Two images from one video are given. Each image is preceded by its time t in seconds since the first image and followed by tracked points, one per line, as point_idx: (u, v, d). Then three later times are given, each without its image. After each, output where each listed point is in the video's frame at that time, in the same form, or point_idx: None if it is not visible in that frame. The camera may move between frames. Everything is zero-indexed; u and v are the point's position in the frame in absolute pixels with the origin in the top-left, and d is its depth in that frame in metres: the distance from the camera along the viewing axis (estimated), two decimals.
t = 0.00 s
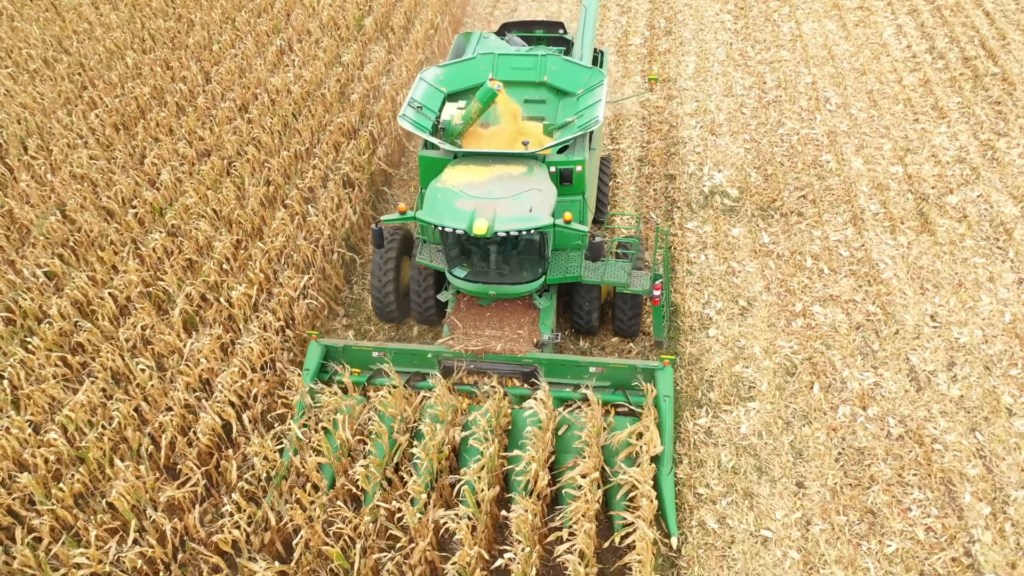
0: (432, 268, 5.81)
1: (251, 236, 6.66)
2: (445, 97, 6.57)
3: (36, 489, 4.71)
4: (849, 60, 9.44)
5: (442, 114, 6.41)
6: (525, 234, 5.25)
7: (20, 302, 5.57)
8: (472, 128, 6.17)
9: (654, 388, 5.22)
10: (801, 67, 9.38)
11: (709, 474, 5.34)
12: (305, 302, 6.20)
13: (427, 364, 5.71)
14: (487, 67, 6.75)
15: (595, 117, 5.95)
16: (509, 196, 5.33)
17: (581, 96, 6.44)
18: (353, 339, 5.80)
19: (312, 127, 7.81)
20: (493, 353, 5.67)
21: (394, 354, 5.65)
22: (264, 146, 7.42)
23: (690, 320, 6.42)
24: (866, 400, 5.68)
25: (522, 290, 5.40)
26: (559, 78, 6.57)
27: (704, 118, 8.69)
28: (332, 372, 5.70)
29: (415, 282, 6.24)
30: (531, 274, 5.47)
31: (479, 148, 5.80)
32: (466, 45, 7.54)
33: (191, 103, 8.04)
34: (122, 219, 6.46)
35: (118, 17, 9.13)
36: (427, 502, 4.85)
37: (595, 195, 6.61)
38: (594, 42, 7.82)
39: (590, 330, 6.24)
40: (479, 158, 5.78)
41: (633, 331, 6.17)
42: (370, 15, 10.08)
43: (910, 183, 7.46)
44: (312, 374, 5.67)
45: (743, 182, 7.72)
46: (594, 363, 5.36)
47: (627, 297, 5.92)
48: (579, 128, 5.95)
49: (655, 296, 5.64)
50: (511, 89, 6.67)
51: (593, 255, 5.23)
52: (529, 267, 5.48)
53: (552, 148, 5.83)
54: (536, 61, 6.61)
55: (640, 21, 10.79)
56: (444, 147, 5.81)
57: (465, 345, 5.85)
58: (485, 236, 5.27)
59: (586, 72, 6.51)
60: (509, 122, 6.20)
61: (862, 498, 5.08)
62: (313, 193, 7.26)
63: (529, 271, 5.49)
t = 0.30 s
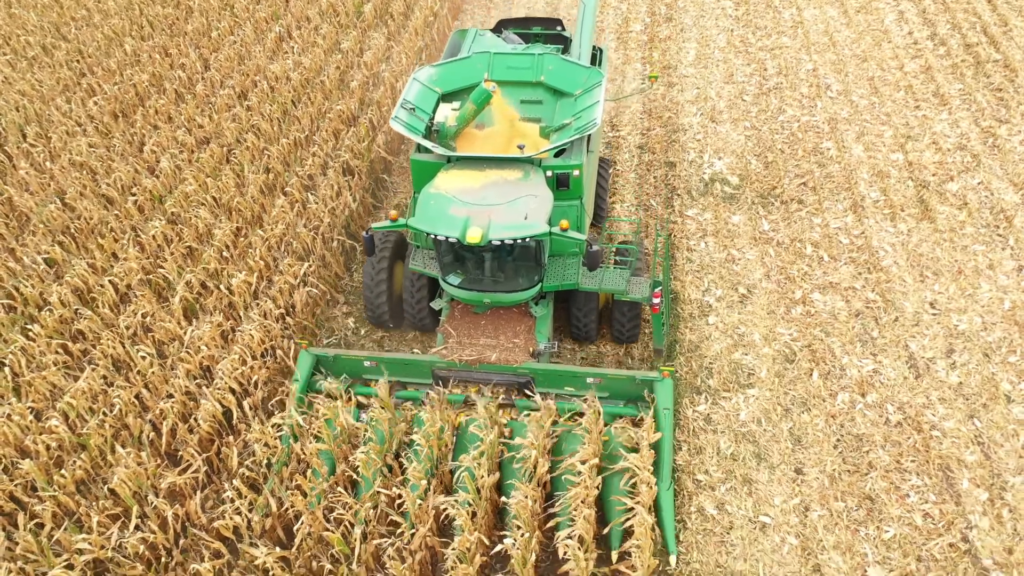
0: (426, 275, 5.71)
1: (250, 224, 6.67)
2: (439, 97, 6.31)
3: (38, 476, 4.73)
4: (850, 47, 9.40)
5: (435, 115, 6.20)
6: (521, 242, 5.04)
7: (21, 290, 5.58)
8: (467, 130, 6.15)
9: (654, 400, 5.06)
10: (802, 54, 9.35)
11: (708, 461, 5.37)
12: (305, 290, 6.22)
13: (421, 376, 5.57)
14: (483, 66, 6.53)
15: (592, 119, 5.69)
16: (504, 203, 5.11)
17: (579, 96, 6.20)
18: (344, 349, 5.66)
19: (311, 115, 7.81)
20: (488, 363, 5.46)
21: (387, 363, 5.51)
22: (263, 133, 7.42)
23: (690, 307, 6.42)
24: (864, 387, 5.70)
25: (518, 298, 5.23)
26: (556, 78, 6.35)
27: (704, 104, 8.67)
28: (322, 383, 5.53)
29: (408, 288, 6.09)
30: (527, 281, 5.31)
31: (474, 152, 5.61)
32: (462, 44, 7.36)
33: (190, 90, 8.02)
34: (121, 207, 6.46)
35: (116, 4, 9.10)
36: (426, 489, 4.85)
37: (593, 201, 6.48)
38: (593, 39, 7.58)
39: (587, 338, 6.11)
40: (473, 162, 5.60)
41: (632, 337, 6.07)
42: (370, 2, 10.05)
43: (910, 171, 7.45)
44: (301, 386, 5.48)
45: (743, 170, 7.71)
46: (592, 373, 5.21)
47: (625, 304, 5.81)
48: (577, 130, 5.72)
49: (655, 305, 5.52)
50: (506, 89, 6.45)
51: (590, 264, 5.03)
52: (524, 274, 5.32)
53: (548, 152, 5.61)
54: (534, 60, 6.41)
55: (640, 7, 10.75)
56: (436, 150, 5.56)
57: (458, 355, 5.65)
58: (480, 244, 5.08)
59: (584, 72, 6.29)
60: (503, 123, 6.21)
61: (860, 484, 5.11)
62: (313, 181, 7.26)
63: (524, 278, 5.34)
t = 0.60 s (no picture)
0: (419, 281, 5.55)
1: (250, 208, 6.67)
2: (432, 95, 6.17)
3: (39, 459, 4.75)
4: (851, 31, 9.36)
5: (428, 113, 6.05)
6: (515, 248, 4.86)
7: (21, 274, 5.59)
8: (461, 129, 5.98)
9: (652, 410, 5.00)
10: (803, 37, 9.32)
11: (707, 444, 5.39)
12: (305, 275, 6.24)
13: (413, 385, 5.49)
14: (478, 62, 6.40)
15: (590, 119, 5.56)
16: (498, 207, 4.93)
17: (576, 94, 6.05)
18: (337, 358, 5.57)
19: (310, 99, 7.81)
20: (482, 371, 5.39)
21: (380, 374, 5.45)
22: (262, 118, 7.41)
23: (689, 292, 6.43)
24: (863, 370, 5.71)
25: (513, 304, 5.09)
26: (553, 75, 6.21)
27: (705, 89, 8.64)
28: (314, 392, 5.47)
29: (401, 292, 5.97)
30: (522, 286, 5.14)
31: (466, 154, 5.42)
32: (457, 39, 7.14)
33: (188, 75, 8.00)
34: (120, 191, 6.46)
35: None
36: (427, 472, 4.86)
37: (591, 202, 6.26)
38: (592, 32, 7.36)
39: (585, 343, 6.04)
40: (466, 164, 5.40)
41: (629, 342, 5.95)
42: None
43: (911, 155, 7.44)
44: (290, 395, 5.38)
45: (743, 154, 7.69)
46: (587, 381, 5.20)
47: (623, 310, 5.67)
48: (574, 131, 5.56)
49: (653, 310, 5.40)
50: (502, 87, 6.33)
51: (588, 271, 4.86)
52: (520, 278, 5.12)
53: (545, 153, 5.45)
54: (530, 56, 6.29)
55: None
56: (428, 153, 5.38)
57: (452, 362, 5.56)
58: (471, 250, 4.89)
59: (581, 68, 6.14)
60: (498, 121, 6.01)
61: (858, 467, 5.14)
62: (313, 165, 7.26)
63: (520, 282, 5.14)
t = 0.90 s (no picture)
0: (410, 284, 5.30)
1: (249, 190, 6.67)
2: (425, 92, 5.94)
3: (42, 439, 4.77)
4: (853, 12, 9.33)
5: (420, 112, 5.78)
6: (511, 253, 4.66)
7: (21, 256, 5.60)
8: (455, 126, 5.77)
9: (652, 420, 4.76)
10: (805, 19, 9.29)
11: (706, 424, 5.42)
12: (305, 256, 6.28)
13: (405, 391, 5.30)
14: (472, 58, 6.13)
15: (587, 116, 5.35)
16: (492, 211, 4.71)
17: (573, 90, 5.80)
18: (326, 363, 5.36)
19: (309, 80, 7.81)
20: (476, 379, 5.25)
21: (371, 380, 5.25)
22: (261, 99, 7.40)
23: (689, 274, 6.44)
24: (862, 352, 5.73)
25: (509, 309, 4.92)
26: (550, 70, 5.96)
27: (705, 70, 8.62)
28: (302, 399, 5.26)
29: (394, 294, 5.80)
30: (518, 290, 4.96)
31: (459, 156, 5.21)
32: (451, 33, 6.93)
33: (186, 56, 7.98)
34: (120, 173, 6.46)
35: None
36: (429, 450, 4.90)
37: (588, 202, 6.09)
38: (589, 25, 7.07)
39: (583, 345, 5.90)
40: (459, 164, 5.19)
41: (628, 345, 5.79)
42: None
43: (912, 136, 7.42)
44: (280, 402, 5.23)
45: (744, 136, 7.67)
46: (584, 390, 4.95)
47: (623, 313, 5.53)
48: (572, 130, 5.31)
49: (654, 314, 5.25)
50: (497, 83, 6.06)
51: (583, 277, 4.59)
52: (515, 281, 4.97)
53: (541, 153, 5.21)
54: (526, 51, 6.03)
55: None
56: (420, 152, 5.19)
57: (446, 369, 5.36)
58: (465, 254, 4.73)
59: (579, 63, 5.88)
60: (492, 120, 5.83)
61: (857, 447, 5.17)
62: (312, 147, 7.26)
63: (515, 285, 4.99)
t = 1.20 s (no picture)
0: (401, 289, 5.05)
1: (249, 170, 6.67)
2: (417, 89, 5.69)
3: (45, 418, 4.79)
4: None
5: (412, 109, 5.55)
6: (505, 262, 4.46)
7: (21, 236, 5.60)
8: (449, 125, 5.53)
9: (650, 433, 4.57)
10: None
11: (706, 403, 5.45)
12: (306, 237, 6.30)
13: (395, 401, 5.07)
14: (466, 53, 5.88)
15: (584, 117, 5.15)
16: (486, 217, 4.49)
17: (571, 88, 5.60)
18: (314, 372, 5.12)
19: (308, 60, 7.80)
20: (470, 388, 5.04)
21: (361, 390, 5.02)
22: (259, 78, 7.39)
23: (689, 255, 6.44)
24: (861, 332, 5.75)
25: (503, 315, 4.74)
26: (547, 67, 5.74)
27: (706, 50, 8.59)
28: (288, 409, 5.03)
29: (386, 297, 5.64)
30: (513, 297, 4.79)
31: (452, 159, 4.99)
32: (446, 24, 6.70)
33: (184, 35, 7.95)
34: (119, 153, 6.45)
35: None
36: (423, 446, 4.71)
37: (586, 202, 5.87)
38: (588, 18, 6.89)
39: (581, 349, 5.70)
40: (452, 167, 4.97)
41: (627, 350, 5.61)
42: None
43: (913, 116, 7.39)
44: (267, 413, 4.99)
45: (744, 116, 7.64)
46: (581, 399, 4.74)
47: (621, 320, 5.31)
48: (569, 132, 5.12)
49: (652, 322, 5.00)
50: (492, 79, 5.84)
51: (580, 286, 4.46)
52: (509, 286, 4.79)
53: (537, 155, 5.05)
54: (521, 45, 5.78)
55: None
56: (412, 154, 4.92)
57: (439, 378, 5.14)
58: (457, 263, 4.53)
59: (577, 59, 5.67)
60: (487, 117, 5.54)
61: (855, 426, 5.20)
62: (312, 127, 7.26)
63: (509, 290, 4.81)
